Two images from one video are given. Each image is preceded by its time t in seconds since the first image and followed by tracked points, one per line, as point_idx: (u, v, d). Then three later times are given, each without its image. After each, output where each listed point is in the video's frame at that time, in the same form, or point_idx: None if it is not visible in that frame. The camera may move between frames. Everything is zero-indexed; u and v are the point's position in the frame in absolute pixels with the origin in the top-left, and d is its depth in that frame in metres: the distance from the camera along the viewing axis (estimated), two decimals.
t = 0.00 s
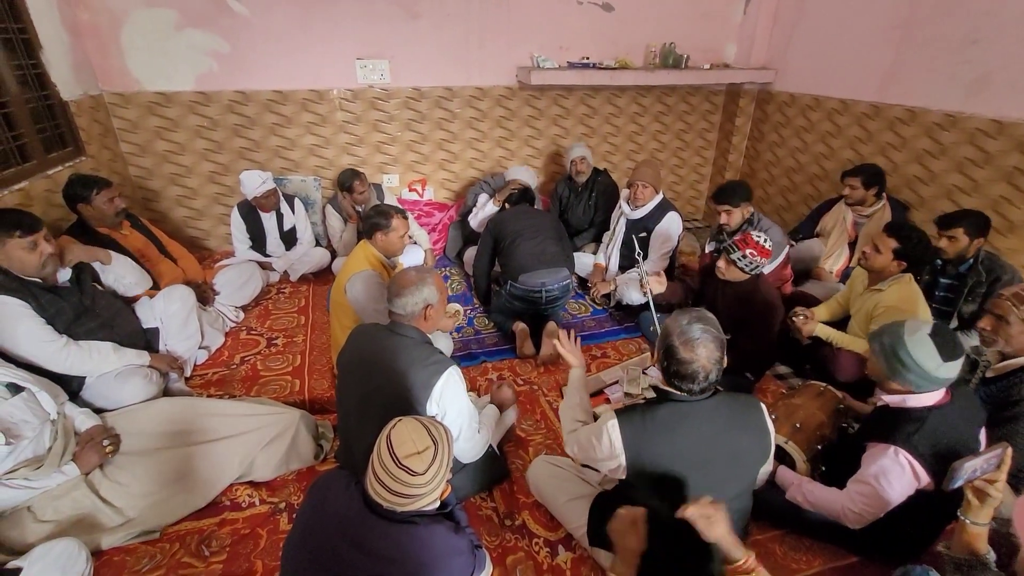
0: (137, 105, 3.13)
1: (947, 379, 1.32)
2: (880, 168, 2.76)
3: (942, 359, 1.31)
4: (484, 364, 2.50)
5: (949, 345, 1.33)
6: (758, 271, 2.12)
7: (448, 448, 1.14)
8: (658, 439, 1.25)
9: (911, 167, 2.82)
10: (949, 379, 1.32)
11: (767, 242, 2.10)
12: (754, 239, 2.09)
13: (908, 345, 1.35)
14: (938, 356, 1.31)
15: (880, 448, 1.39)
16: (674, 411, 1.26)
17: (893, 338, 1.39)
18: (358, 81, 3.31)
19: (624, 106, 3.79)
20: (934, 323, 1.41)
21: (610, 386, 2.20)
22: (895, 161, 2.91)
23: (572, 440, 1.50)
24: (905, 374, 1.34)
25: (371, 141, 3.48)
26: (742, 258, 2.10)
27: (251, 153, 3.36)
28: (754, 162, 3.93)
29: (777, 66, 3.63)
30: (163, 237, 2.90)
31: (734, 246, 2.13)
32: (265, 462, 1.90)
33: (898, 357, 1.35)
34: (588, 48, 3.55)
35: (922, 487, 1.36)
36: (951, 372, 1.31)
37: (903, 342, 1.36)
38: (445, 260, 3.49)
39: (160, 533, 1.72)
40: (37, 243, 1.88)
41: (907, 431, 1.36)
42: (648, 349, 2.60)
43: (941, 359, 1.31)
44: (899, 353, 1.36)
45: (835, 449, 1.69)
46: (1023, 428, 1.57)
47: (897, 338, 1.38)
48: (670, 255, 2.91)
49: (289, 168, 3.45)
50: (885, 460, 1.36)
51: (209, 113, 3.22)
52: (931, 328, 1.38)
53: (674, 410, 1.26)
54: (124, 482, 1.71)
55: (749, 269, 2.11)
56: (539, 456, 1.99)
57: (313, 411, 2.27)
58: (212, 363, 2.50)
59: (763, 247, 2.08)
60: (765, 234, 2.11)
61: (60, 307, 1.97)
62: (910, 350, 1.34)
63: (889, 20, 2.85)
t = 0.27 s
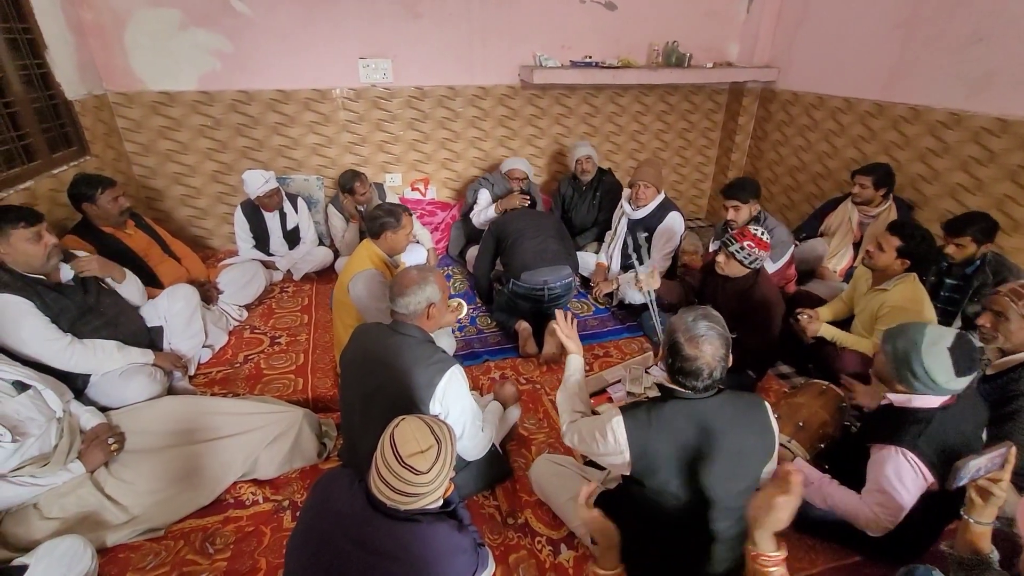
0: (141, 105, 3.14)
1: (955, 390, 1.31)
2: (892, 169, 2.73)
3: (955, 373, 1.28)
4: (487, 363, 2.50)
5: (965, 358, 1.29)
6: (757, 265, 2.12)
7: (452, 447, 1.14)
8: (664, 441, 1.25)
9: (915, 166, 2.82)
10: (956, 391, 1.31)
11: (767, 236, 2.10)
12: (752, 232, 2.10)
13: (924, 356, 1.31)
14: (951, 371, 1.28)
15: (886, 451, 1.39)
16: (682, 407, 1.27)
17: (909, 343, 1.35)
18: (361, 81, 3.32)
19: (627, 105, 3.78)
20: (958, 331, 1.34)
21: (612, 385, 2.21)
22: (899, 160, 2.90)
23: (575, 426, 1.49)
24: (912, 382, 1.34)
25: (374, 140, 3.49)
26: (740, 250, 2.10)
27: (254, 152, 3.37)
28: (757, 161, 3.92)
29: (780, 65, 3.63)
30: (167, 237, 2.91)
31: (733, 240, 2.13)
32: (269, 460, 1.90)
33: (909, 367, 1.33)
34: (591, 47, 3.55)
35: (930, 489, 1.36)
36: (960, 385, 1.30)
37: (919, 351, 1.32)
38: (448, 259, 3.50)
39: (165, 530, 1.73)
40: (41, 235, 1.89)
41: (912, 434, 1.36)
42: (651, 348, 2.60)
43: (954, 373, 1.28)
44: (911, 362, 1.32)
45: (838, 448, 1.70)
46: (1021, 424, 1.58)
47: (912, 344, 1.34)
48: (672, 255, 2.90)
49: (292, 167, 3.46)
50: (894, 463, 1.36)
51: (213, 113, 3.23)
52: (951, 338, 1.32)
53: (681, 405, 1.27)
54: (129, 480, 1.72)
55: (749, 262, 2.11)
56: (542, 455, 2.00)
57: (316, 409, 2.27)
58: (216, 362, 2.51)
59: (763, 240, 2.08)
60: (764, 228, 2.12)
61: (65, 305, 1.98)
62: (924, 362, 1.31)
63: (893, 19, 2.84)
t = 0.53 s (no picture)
0: (144, 104, 3.15)
1: (954, 404, 1.33)
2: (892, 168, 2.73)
3: (961, 393, 1.28)
4: (489, 362, 2.50)
5: (974, 378, 1.28)
6: (759, 261, 2.10)
7: (453, 446, 1.15)
8: (663, 439, 1.25)
9: (918, 166, 2.81)
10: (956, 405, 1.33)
11: (770, 234, 2.09)
12: (753, 228, 2.10)
13: (937, 373, 1.29)
14: (958, 390, 1.28)
15: (881, 448, 1.39)
16: (682, 407, 1.27)
17: (923, 354, 1.32)
18: (363, 80, 3.32)
19: (629, 104, 3.78)
20: (973, 347, 1.31)
21: (614, 384, 2.21)
22: (902, 160, 2.89)
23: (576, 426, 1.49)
24: (914, 391, 1.34)
25: (376, 139, 3.49)
26: (741, 245, 2.10)
27: (256, 151, 3.38)
28: (759, 160, 3.92)
29: (783, 64, 3.62)
30: (170, 235, 2.92)
31: (733, 236, 2.13)
32: (271, 459, 1.91)
33: (917, 380, 1.32)
34: (593, 46, 3.55)
35: (923, 489, 1.36)
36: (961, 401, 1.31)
37: (933, 368, 1.29)
38: (450, 258, 3.50)
39: (168, 528, 1.74)
40: (44, 231, 1.90)
41: (908, 433, 1.36)
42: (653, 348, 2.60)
43: (960, 392, 1.29)
44: (921, 376, 1.31)
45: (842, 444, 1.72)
46: None
47: (926, 357, 1.31)
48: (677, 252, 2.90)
49: (295, 166, 3.47)
50: (886, 459, 1.37)
51: (216, 112, 3.23)
52: (967, 356, 1.30)
53: (682, 405, 1.27)
54: (133, 477, 1.73)
55: (750, 257, 2.10)
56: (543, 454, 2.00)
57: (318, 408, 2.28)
58: (219, 360, 2.52)
59: (766, 238, 2.08)
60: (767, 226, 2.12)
61: (69, 303, 1.99)
62: (935, 379, 1.29)
63: (896, 18, 2.83)
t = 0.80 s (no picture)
0: (145, 102, 3.15)
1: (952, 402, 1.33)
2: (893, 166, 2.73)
3: (959, 391, 1.29)
4: (490, 360, 2.51)
5: (973, 377, 1.28)
6: (769, 268, 2.09)
7: (452, 443, 1.14)
8: (661, 434, 1.26)
9: (920, 164, 2.81)
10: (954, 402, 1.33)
11: (783, 241, 2.07)
12: (764, 235, 2.09)
13: (935, 371, 1.29)
14: (956, 388, 1.29)
15: (878, 445, 1.39)
16: (683, 404, 1.27)
17: (923, 353, 1.32)
18: (364, 78, 3.32)
19: (630, 102, 3.78)
20: (973, 346, 1.31)
21: (615, 382, 2.21)
22: (903, 158, 2.89)
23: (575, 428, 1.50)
24: (912, 389, 1.35)
25: (377, 138, 3.49)
26: (749, 251, 2.11)
27: (258, 150, 3.39)
28: (761, 158, 3.91)
29: (784, 62, 3.61)
30: (172, 234, 2.93)
31: (744, 241, 2.14)
32: (273, 456, 1.91)
33: (915, 377, 1.32)
34: (594, 44, 3.54)
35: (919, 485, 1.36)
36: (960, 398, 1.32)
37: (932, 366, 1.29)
38: (451, 257, 3.51)
39: (171, 525, 1.75)
40: (46, 229, 1.90)
41: (905, 429, 1.36)
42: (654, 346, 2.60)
43: (958, 390, 1.29)
44: (919, 373, 1.31)
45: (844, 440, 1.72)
46: None
47: (926, 355, 1.31)
48: (676, 253, 2.93)
49: (296, 165, 3.47)
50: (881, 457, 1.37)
51: (217, 110, 3.24)
52: (966, 354, 1.30)
53: (682, 403, 1.27)
54: (136, 474, 1.74)
55: (759, 264, 2.09)
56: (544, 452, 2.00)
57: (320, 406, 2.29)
58: (220, 359, 2.52)
59: (777, 244, 2.06)
60: (779, 233, 2.09)
61: (71, 301, 2.00)
62: (934, 378, 1.29)
63: (898, 15, 2.82)
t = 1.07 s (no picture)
0: (146, 101, 3.15)
1: (947, 396, 1.33)
2: (893, 165, 2.72)
3: (948, 385, 1.29)
4: (491, 359, 2.51)
5: (962, 369, 1.28)
6: (771, 270, 2.08)
7: (447, 443, 1.13)
8: (659, 430, 1.26)
9: (922, 162, 2.80)
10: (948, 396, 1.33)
11: (786, 243, 2.05)
12: (766, 237, 2.08)
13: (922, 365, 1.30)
14: (945, 381, 1.29)
15: (875, 444, 1.39)
16: (683, 402, 1.27)
17: (910, 348, 1.33)
18: (365, 77, 3.32)
19: (631, 101, 3.77)
20: (961, 338, 1.31)
21: (616, 380, 2.20)
22: (905, 156, 2.88)
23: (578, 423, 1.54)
24: (907, 386, 1.35)
25: (378, 136, 3.49)
26: (751, 254, 2.10)
27: (259, 149, 3.39)
28: (762, 156, 3.90)
29: (786, 60, 3.61)
30: (173, 233, 2.93)
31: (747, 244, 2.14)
32: (274, 455, 1.91)
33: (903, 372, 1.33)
34: (595, 42, 3.54)
35: (915, 481, 1.35)
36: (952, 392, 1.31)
37: (917, 361, 1.30)
38: (451, 255, 3.51)
39: (172, 523, 1.75)
40: (47, 228, 1.91)
41: (901, 426, 1.35)
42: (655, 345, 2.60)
43: (948, 383, 1.29)
44: (906, 368, 1.32)
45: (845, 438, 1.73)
46: None
47: (913, 351, 1.32)
48: (678, 251, 2.94)
49: (297, 163, 3.47)
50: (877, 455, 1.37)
51: (218, 109, 3.24)
52: (954, 347, 1.30)
53: (682, 401, 1.27)
54: (137, 472, 1.74)
55: (761, 267, 2.09)
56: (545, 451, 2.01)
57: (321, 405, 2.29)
58: (222, 357, 2.53)
59: (778, 247, 2.04)
60: (783, 234, 2.07)
61: (73, 300, 2.00)
62: (922, 373, 1.30)
63: (900, 13, 2.81)
